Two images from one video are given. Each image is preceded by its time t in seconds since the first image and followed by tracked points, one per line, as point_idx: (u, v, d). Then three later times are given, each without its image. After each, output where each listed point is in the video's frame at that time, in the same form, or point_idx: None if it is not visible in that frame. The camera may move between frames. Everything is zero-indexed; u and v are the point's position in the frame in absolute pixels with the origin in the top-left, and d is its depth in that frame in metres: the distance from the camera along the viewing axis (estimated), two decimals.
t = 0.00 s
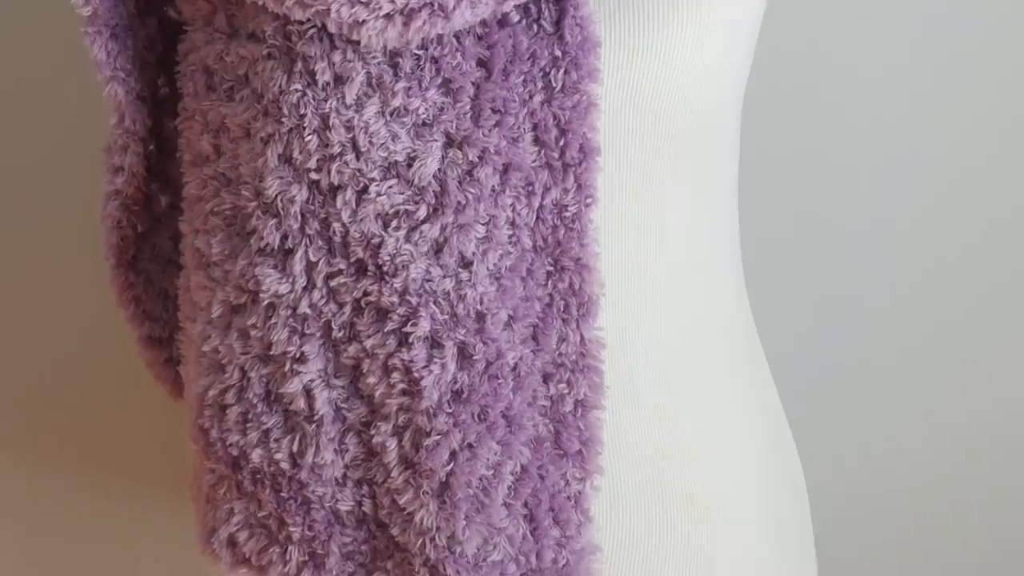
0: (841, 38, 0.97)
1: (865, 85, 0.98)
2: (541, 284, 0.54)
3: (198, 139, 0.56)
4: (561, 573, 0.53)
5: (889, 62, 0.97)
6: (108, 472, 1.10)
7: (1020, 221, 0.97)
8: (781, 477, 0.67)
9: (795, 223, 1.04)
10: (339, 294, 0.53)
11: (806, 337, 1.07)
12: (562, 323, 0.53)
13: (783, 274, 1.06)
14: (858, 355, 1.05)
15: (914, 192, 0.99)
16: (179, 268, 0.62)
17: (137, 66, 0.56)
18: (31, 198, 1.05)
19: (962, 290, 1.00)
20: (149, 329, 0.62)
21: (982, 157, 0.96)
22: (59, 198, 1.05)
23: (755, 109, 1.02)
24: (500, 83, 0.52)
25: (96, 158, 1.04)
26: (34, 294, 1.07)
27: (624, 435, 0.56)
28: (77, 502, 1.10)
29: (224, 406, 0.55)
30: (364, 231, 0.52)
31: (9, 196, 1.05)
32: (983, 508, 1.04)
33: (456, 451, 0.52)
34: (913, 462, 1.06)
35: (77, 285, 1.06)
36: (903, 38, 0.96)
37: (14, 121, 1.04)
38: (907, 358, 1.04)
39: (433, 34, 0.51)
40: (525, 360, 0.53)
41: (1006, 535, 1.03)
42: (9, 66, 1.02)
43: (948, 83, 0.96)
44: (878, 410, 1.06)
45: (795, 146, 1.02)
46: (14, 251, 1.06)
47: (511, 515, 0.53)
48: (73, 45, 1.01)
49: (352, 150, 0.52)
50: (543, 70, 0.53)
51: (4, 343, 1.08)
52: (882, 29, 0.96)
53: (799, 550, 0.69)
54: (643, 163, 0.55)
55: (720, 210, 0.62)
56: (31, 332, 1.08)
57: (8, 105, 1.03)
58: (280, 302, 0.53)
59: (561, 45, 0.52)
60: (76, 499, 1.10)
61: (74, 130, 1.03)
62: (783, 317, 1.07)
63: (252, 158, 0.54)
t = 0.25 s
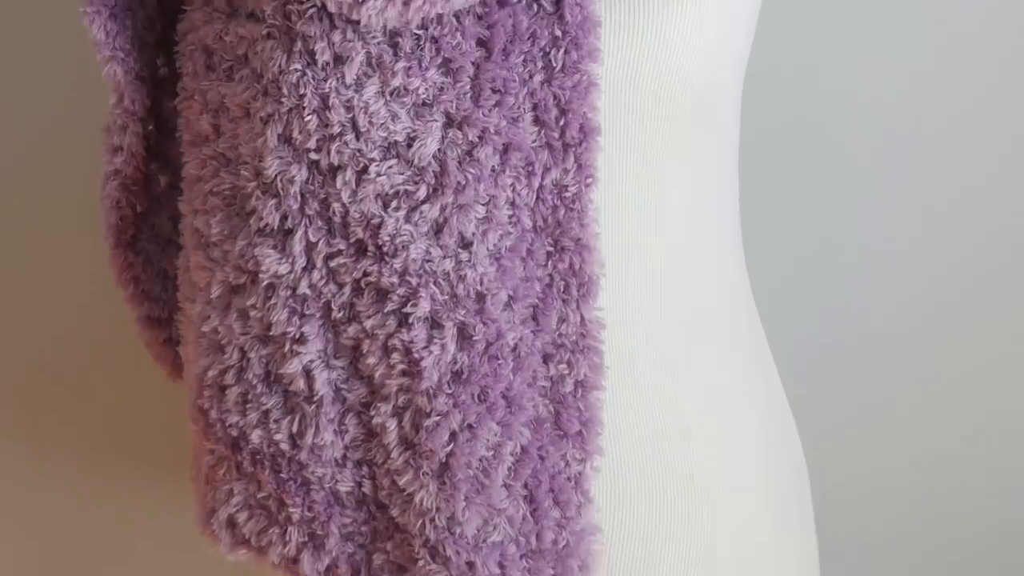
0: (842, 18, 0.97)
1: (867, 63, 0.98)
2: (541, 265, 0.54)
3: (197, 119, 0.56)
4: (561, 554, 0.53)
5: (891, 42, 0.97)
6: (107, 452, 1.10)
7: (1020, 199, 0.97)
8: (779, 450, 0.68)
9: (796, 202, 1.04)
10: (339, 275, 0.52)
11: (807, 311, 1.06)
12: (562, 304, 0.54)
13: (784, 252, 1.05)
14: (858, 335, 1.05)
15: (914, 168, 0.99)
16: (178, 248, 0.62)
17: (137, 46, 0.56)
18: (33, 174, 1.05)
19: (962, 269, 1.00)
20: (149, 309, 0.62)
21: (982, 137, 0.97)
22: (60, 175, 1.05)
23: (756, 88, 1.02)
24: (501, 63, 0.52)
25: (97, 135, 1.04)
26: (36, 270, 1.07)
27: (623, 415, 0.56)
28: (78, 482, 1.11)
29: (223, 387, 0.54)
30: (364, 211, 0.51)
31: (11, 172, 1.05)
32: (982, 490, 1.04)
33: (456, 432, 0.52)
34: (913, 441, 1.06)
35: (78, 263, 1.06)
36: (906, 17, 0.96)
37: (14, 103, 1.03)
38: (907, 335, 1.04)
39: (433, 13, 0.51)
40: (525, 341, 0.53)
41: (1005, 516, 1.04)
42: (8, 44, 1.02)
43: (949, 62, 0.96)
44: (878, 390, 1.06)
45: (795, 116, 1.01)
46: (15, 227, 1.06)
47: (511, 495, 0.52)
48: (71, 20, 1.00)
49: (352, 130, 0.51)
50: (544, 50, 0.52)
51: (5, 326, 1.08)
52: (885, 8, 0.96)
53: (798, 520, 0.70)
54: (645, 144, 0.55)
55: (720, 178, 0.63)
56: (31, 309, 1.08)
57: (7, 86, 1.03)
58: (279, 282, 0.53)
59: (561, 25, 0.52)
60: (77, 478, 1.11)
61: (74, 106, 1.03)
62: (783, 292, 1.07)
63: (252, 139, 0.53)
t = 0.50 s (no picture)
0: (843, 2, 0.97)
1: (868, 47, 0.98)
2: (542, 246, 0.54)
3: (197, 101, 0.56)
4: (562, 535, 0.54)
5: (891, 26, 0.97)
6: (108, 436, 1.11)
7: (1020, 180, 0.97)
8: (779, 430, 0.68)
9: (796, 184, 1.04)
10: (338, 257, 0.52)
11: (808, 295, 1.06)
12: (562, 285, 0.54)
13: (783, 236, 1.05)
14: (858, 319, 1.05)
15: (915, 152, 0.99)
16: (178, 229, 0.63)
17: (136, 28, 0.56)
18: (31, 155, 1.04)
19: (962, 254, 1.00)
20: (148, 291, 0.63)
21: (982, 122, 0.96)
22: (60, 155, 1.05)
23: (756, 71, 1.02)
24: (501, 43, 0.51)
25: (97, 116, 1.04)
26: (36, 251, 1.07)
27: (623, 397, 0.56)
28: (78, 466, 1.12)
29: (223, 368, 0.54)
30: (364, 192, 0.51)
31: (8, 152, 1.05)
32: (983, 473, 1.04)
33: (456, 414, 0.52)
34: (913, 424, 1.06)
35: (77, 244, 1.06)
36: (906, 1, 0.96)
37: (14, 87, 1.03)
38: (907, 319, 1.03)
39: None
40: (525, 322, 0.53)
41: (1006, 500, 1.03)
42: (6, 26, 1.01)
43: (949, 45, 0.96)
44: (878, 372, 1.06)
45: (795, 101, 1.02)
46: (13, 208, 1.06)
47: (510, 477, 0.53)
48: None
49: (352, 111, 0.51)
50: (544, 31, 0.52)
51: (4, 307, 1.08)
52: None
53: (798, 500, 0.70)
54: (645, 121, 0.55)
55: (720, 161, 0.63)
56: (31, 292, 1.07)
57: (7, 70, 1.02)
58: (279, 264, 0.53)
59: (561, 6, 0.52)
60: (76, 463, 1.12)
61: (74, 86, 1.03)
62: (783, 274, 1.06)
63: (252, 120, 0.53)
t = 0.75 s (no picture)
0: None
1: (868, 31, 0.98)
2: (542, 229, 0.54)
3: (197, 85, 0.56)
4: (562, 519, 0.54)
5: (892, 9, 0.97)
6: (108, 419, 1.11)
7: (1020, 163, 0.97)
8: (779, 412, 0.68)
9: (797, 167, 1.04)
10: (338, 240, 0.52)
11: (808, 278, 1.06)
12: (562, 268, 0.54)
13: (783, 219, 1.05)
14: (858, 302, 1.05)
15: (915, 136, 0.99)
16: (177, 212, 0.63)
17: (136, 11, 0.56)
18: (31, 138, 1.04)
19: (961, 238, 1.00)
20: (147, 274, 0.63)
21: (981, 106, 0.97)
22: (60, 139, 1.05)
23: (756, 53, 1.02)
24: (501, 26, 0.51)
25: (98, 99, 1.04)
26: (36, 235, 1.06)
27: (623, 381, 0.56)
28: (78, 450, 1.12)
29: (223, 352, 0.54)
30: (363, 175, 0.51)
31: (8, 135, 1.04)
32: (982, 456, 1.04)
33: (456, 397, 0.52)
34: (913, 409, 1.06)
35: (77, 229, 1.06)
36: None
37: (13, 72, 1.03)
38: (906, 302, 1.04)
39: None
40: (525, 305, 0.53)
41: (1006, 483, 1.03)
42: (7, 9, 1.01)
43: (948, 31, 0.96)
44: (878, 355, 1.06)
45: (796, 84, 1.02)
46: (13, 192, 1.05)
47: (511, 461, 0.53)
48: None
49: (352, 95, 0.51)
50: (544, 13, 0.52)
51: (4, 291, 1.07)
52: None
53: (799, 482, 0.70)
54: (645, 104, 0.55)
55: (720, 147, 0.63)
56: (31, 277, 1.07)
57: (7, 51, 1.02)
58: (278, 248, 0.52)
59: None
60: (77, 446, 1.12)
61: (75, 69, 1.03)
62: (784, 259, 1.06)
63: (252, 103, 0.53)
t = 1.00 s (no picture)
0: None
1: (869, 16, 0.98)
2: (542, 215, 0.54)
3: (196, 70, 0.56)
4: (562, 506, 0.54)
5: None
6: (107, 405, 1.11)
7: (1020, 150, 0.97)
8: (780, 399, 0.68)
9: (797, 153, 1.04)
10: (338, 226, 0.52)
11: (808, 264, 1.06)
12: (562, 254, 0.54)
13: (783, 205, 1.05)
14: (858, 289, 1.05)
15: (915, 123, 0.99)
16: (176, 198, 0.63)
17: None
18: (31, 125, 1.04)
19: (961, 225, 1.00)
20: (146, 261, 0.63)
21: (982, 94, 0.97)
22: (60, 126, 1.05)
23: (756, 39, 1.01)
24: (501, 11, 0.51)
25: (98, 87, 1.04)
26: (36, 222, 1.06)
27: (623, 367, 0.56)
28: (78, 436, 1.12)
29: (222, 338, 0.54)
30: (363, 160, 0.51)
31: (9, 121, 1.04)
32: (982, 443, 1.04)
33: (456, 382, 0.52)
34: (913, 395, 1.06)
35: (76, 217, 1.06)
36: None
37: (14, 59, 1.03)
38: (906, 290, 1.04)
39: None
40: (525, 291, 0.53)
41: (1005, 469, 1.04)
42: None
43: (948, 20, 0.96)
44: (878, 341, 1.06)
45: (796, 71, 1.02)
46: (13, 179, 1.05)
47: (511, 447, 0.52)
48: None
49: (352, 80, 0.51)
50: None
51: (4, 279, 1.07)
52: None
53: (800, 469, 0.70)
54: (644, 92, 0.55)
55: (720, 134, 0.63)
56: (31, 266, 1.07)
57: (7, 35, 1.02)
58: (277, 233, 0.52)
59: None
60: (76, 432, 1.11)
61: (75, 56, 1.03)
62: (783, 245, 1.06)
63: (252, 89, 0.53)
